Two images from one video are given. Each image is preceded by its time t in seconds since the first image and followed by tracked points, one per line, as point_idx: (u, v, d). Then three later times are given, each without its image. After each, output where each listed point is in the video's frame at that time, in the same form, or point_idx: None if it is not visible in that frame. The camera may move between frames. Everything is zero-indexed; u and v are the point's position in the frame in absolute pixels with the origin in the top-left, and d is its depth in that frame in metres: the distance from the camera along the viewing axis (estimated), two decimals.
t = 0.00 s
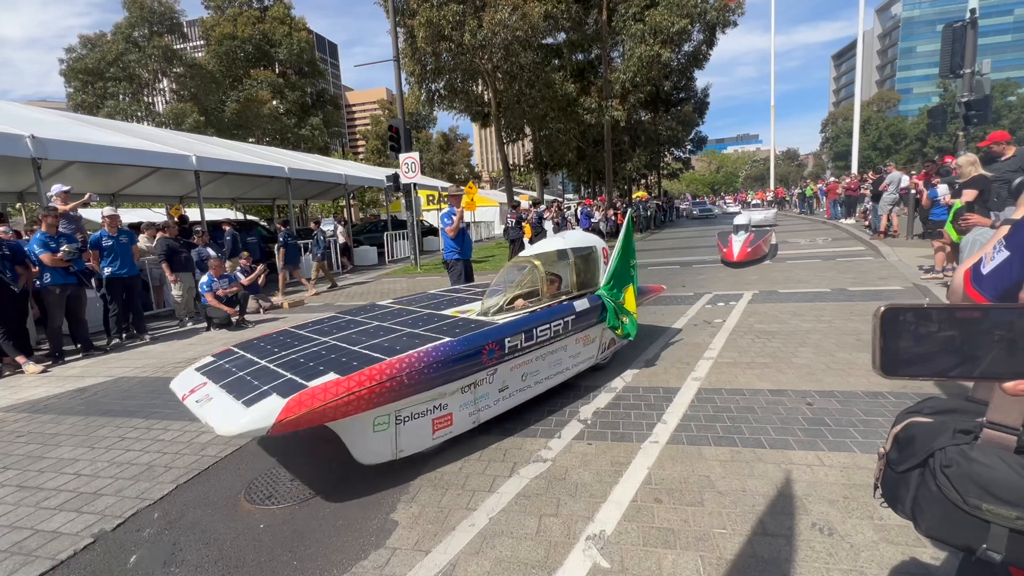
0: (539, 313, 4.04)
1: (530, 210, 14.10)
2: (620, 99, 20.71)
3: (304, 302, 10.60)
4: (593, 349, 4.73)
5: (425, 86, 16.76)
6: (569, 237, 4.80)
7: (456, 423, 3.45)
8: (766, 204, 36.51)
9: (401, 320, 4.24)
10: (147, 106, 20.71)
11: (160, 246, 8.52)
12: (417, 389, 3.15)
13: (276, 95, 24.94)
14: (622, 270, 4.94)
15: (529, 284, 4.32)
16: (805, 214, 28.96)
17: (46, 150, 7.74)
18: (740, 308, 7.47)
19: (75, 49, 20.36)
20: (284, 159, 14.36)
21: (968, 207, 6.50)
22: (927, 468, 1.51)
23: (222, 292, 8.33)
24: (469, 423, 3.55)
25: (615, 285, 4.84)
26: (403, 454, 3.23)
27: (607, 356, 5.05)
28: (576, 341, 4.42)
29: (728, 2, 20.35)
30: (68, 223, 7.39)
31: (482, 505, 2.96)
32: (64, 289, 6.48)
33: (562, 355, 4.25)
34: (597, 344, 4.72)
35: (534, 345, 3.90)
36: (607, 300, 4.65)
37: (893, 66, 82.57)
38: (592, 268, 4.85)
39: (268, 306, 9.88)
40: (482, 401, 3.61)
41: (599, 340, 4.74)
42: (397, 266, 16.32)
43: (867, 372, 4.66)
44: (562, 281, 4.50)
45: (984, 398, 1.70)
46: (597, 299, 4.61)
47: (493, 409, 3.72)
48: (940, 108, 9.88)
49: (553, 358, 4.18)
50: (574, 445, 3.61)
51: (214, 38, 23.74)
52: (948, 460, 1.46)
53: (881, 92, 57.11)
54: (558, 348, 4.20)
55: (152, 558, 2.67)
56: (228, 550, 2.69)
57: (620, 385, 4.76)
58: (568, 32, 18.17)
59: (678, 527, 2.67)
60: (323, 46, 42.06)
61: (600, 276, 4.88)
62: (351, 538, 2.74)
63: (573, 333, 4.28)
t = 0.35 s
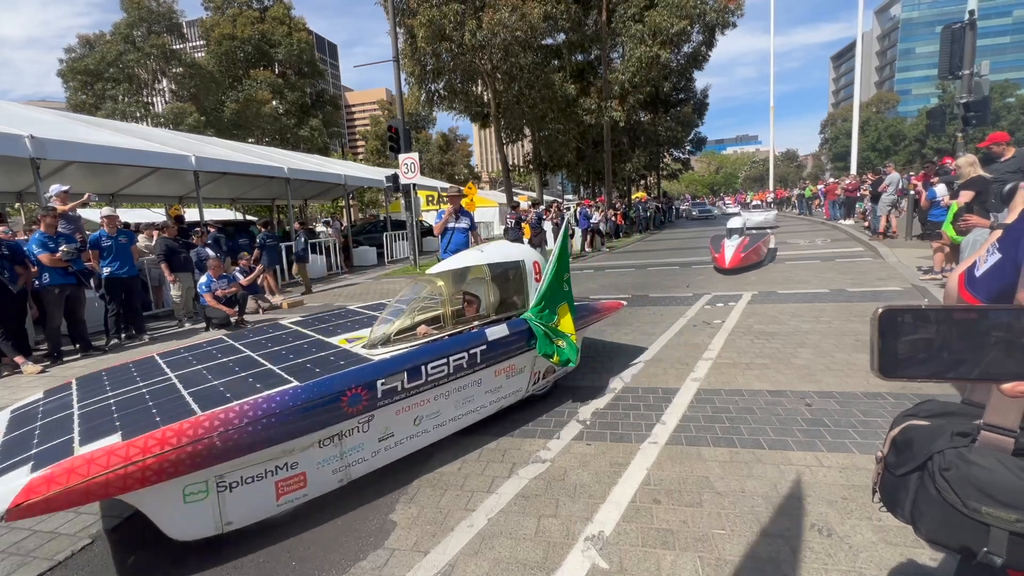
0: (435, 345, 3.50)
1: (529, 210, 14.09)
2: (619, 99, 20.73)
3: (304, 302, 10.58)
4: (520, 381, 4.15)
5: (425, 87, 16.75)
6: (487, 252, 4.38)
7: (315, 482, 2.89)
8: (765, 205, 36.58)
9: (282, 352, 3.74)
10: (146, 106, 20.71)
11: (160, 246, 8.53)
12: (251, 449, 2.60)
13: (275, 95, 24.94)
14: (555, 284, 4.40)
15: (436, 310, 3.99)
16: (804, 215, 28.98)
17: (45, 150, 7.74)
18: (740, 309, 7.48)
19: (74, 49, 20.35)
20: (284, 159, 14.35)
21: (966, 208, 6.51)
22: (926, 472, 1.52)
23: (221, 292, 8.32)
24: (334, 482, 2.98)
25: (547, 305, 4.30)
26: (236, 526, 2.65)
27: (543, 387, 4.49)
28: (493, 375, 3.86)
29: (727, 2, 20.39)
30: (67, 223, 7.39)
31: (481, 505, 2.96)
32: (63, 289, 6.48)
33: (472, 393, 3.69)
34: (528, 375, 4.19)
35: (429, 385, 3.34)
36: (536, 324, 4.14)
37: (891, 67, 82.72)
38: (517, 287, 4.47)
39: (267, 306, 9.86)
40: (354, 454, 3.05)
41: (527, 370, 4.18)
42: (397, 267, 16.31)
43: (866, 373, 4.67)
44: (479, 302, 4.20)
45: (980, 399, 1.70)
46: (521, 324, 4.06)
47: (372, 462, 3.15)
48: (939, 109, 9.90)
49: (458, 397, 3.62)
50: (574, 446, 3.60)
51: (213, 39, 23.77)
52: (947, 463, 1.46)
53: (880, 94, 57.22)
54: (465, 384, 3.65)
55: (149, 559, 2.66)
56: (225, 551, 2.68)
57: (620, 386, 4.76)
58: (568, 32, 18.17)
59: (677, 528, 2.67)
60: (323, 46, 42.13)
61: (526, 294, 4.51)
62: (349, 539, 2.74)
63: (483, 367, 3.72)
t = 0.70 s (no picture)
0: (275, 386, 2.82)
1: (528, 211, 14.11)
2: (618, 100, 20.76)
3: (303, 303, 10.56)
4: (415, 424, 3.47)
5: (424, 87, 16.72)
6: (371, 267, 3.56)
7: (83, 570, 2.26)
8: (764, 206, 36.67)
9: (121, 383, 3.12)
10: (145, 106, 20.70)
11: (159, 246, 8.56)
12: None
13: (275, 96, 24.93)
14: (457, 306, 3.62)
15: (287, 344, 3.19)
16: (802, 216, 29.03)
17: (43, 150, 7.73)
18: (739, 310, 7.49)
19: (72, 49, 20.30)
20: (283, 160, 14.36)
21: (965, 209, 6.51)
22: (922, 473, 1.52)
23: (221, 293, 8.32)
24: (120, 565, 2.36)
25: (445, 333, 3.53)
26: None
27: (453, 427, 3.80)
28: (369, 419, 3.17)
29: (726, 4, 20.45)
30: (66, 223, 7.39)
31: (480, 506, 2.96)
32: (61, 290, 6.47)
33: (338, 443, 3.04)
34: (424, 417, 3.51)
35: (257, 440, 2.67)
36: (427, 360, 3.40)
37: (890, 69, 82.93)
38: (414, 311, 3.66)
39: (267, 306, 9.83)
40: (145, 529, 2.41)
41: (423, 410, 3.50)
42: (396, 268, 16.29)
43: (865, 374, 4.67)
44: (357, 328, 3.47)
45: (978, 402, 1.71)
46: (405, 358, 3.34)
47: (182, 536, 2.52)
48: (937, 111, 9.92)
49: (316, 448, 2.95)
50: (573, 447, 3.61)
51: (213, 39, 23.77)
52: (944, 465, 1.47)
53: (879, 95, 57.38)
54: (325, 433, 2.97)
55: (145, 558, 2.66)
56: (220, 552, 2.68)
57: (619, 386, 4.77)
58: (568, 33, 18.18)
59: (676, 528, 2.67)
60: (323, 47, 42.15)
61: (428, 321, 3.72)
62: (346, 539, 2.73)
63: (350, 412, 3.02)
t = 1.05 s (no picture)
0: (32, 443, 2.15)
1: (528, 212, 14.12)
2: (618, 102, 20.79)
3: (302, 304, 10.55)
4: (256, 485, 2.75)
5: (424, 88, 16.71)
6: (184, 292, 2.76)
7: None
8: (763, 207, 36.75)
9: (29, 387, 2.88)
10: (144, 107, 20.68)
11: (155, 248, 8.57)
12: None
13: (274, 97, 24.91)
14: (307, 341, 2.79)
15: (51, 394, 2.47)
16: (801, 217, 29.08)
17: (42, 150, 7.72)
18: (738, 311, 7.49)
19: (71, 50, 20.25)
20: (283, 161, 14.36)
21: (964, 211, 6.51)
22: (924, 479, 1.53)
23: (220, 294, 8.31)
24: None
25: (287, 375, 2.73)
26: None
27: (319, 483, 3.07)
28: (179, 485, 2.46)
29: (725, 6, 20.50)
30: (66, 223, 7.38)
31: (479, 507, 2.96)
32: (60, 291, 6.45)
33: (134, 515, 2.36)
34: (267, 479, 2.77)
35: None
36: (256, 411, 2.61)
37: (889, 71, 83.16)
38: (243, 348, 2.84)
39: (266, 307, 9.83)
40: None
41: (266, 469, 2.76)
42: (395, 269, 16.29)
43: (863, 375, 4.68)
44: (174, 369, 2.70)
45: (977, 404, 1.71)
46: (224, 410, 2.57)
47: None
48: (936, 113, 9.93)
49: (94, 524, 2.26)
50: (573, 448, 3.61)
51: (212, 40, 23.77)
52: (946, 470, 1.47)
53: (878, 97, 57.52)
54: (107, 505, 2.27)
55: (143, 560, 2.66)
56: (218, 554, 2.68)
57: (619, 387, 4.77)
58: (567, 35, 18.20)
59: (675, 530, 2.67)
60: (321, 48, 42.13)
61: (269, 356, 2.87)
62: (345, 540, 2.74)
63: (140, 480, 2.31)
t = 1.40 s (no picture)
0: None
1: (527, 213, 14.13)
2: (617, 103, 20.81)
3: (301, 305, 10.55)
4: None
5: (423, 89, 16.73)
6: None
7: None
8: (762, 209, 36.78)
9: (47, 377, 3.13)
10: (144, 108, 20.71)
11: (155, 249, 8.55)
12: None
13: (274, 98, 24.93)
14: (57, 391, 2.06)
15: None
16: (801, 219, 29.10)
17: (41, 151, 7.72)
18: (737, 313, 7.49)
19: (71, 51, 20.32)
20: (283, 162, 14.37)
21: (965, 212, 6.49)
22: (927, 487, 1.53)
23: (219, 295, 8.30)
24: None
25: (24, 435, 2.02)
26: None
27: (118, 563, 2.41)
28: None
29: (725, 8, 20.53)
30: (65, 224, 7.38)
31: (478, 508, 2.96)
32: (58, 292, 6.45)
33: None
34: None
35: None
36: None
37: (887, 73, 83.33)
38: None
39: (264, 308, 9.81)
40: None
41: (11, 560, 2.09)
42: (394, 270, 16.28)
43: (862, 377, 4.68)
44: None
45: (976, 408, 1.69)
46: None
47: None
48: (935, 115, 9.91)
49: None
50: (571, 450, 3.61)
51: (212, 41, 23.81)
52: (950, 479, 1.47)
53: (877, 99, 57.62)
54: None
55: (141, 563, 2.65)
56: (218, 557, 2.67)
57: (618, 389, 4.76)
58: (566, 37, 18.24)
59: (674, 532, 2.67)
60: (321, 49, 42.21)
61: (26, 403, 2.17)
62: (344, 542, 2.74)
63: None
